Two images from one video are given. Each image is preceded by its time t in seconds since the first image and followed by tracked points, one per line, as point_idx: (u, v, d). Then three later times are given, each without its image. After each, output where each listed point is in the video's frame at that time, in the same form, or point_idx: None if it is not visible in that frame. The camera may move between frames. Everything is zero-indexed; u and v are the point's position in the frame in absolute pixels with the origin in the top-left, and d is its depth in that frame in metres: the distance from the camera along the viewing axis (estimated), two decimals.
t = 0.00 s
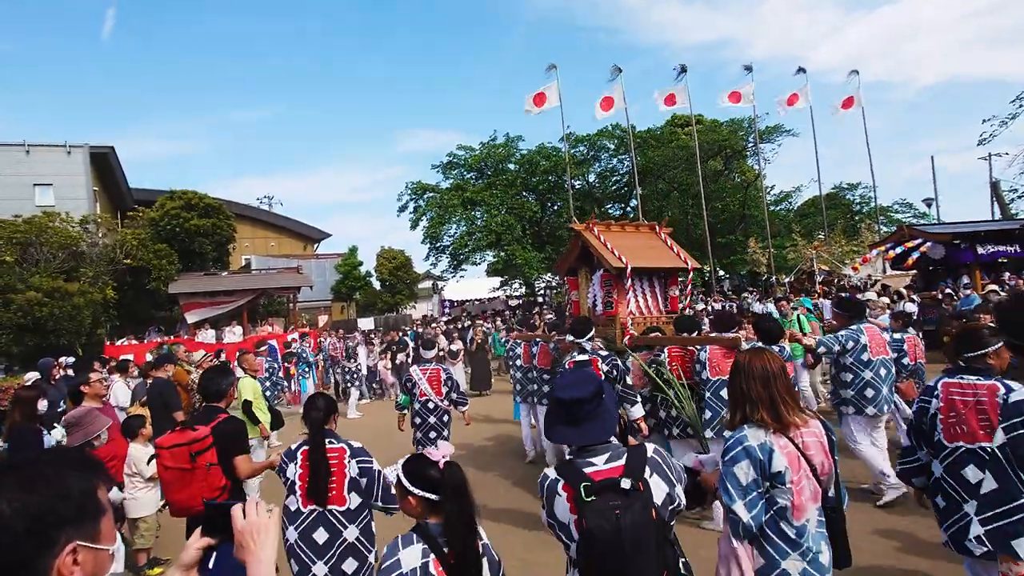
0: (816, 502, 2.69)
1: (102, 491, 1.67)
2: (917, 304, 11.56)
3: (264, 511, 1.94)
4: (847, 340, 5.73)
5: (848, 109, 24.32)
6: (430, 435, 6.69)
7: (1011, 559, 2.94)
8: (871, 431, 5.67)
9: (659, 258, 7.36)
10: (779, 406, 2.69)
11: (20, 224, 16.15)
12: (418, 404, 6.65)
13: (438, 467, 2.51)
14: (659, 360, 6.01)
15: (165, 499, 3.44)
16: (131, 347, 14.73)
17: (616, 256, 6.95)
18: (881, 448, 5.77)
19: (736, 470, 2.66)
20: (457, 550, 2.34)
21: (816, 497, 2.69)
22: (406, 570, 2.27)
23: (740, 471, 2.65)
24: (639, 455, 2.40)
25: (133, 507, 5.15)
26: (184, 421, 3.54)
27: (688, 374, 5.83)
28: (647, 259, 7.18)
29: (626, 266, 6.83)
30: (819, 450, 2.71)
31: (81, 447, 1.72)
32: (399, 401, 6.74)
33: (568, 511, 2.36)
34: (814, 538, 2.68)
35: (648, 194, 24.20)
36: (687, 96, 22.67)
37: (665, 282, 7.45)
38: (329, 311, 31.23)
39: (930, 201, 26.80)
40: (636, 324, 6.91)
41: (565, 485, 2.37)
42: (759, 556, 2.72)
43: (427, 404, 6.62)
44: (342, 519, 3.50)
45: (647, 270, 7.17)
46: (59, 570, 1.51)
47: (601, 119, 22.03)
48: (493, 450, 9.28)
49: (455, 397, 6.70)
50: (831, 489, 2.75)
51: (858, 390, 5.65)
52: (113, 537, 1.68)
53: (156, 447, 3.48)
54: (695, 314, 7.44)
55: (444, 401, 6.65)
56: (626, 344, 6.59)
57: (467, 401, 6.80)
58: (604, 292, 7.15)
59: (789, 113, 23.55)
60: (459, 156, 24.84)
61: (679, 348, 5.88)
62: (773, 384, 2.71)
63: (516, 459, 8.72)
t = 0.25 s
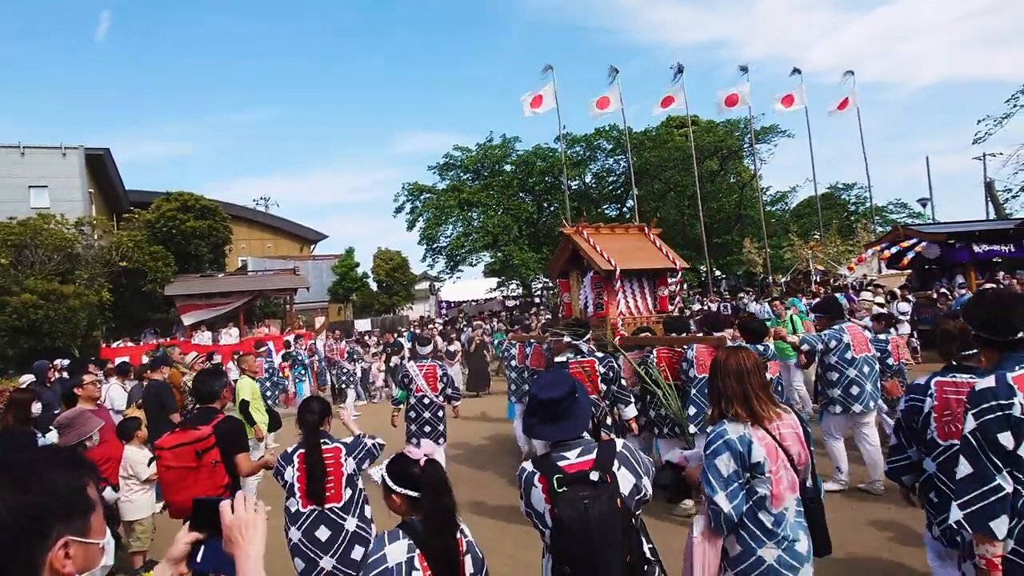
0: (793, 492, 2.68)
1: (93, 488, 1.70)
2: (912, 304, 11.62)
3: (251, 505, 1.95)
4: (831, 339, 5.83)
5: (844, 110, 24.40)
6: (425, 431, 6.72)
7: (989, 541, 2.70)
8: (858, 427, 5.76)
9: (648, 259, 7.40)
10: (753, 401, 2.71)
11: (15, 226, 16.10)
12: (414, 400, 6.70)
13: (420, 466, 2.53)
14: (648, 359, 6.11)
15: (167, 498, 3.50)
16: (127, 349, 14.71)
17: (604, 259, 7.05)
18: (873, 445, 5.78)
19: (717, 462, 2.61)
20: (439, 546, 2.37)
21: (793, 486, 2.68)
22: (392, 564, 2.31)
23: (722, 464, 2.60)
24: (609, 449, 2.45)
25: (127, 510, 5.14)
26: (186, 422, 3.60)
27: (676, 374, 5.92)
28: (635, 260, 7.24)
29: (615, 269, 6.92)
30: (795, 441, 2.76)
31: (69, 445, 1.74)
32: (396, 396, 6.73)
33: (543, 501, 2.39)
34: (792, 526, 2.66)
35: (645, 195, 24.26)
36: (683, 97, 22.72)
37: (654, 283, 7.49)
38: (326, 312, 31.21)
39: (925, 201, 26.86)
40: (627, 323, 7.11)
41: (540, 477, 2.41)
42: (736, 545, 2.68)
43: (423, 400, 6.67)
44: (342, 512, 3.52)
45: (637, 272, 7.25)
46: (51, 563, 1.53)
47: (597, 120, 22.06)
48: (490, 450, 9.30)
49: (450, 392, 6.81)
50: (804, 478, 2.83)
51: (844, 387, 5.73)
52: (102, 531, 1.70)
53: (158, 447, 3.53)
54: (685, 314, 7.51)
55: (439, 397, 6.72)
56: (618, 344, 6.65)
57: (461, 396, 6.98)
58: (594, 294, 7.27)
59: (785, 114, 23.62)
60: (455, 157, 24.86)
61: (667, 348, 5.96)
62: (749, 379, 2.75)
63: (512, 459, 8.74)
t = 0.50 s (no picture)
0: (767, 486, 2.75)
1: (74, 488, 1.77)
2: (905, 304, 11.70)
3: (230, 502, 2.06)
4: (817, 339, 5.92)
5: (837, 111, 24.51)
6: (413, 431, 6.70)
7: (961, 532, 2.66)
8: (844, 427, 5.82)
9: (640, 260, 7.40)
10: (725, 400, 2.81)
11: (8, 228, 16.04)
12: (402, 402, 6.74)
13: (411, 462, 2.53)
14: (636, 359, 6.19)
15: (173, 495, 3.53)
16: (121, 351, 14.68)
17: (596, 261, 7.09)
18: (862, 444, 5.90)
19: (692, 459, 2.73)
20: (431, 540, 2.44)
21: (766, 482, 2.76)
22: (386, 559, 2.38)
23: (697, 460, 2.72)
24: (577, 439, 2.67)
25: (119, 513, 5.14)
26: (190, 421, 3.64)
27: (663, 373, 6.01)
28: (627, 261, 7.26)
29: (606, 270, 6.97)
30: (768, 439, 2.86)
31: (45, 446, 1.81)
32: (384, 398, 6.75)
33: (515, 486, 2.60)
34: (764, 520, 2.73)
35: (640, 196, 24.31)
36: (678, 98, 22.78)
37: (645, 283, 7.50)
38: (321, 313, 31.16)
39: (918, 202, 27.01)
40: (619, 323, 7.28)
41: (512, 463, 2.62)
42: (711, 539, 2.77)
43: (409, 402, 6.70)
44: (338, 497, 3.75)
45: (629, 273, 7.26)
46: (29, 560, 1.60)
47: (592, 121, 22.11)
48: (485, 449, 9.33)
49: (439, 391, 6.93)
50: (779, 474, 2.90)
51: (831, 386, 5.76)
52: (82, 528, 1.78)
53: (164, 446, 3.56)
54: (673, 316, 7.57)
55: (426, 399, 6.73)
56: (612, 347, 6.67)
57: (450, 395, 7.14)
58: (586, 295, 7.37)
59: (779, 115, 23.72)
60: (450, 158, 24.86)
61: (657, 348, 5.99)
62: (730, 379, 2.85)
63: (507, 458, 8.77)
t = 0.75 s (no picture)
0: (727, 484, 2.93)
1: (46, 487, 1.84)
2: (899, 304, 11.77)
3: (206, 501, 2.10)
4: (801, 339, 6.14)
5: (831, 112, 24.63)
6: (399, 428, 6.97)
7: (925, 528, 2.65)
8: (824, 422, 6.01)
9: (629, 261, 7.52)
10: (686, 402, 2.99)
11: None
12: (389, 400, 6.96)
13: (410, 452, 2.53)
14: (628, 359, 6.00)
15: (180, 487, 3.84)
16: (112, 351, 14.60)
17: (587, 262, 7.20)
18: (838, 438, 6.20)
19: (654, 457, 2.95)
20: (430, 527, 2.43)
21: (726, 479, 2.93)
22: (386, 543, 2.39)
23: (659, 458, 2.94)
24: (556, 431, 2.75)
25: (108, 515, 5.11)
26: (195, 418, 3.94)
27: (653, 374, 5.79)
28: (617, 263, 7.37)
29: (596, 271, 7.08)
30: (730, 438, 3.00)
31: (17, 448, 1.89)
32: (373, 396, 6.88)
33: (497, 478, 2.68)
34: (724, 516, 2.91)
35: (635, 196, 24.31)
36: (672, 99, 22.82)
37: (634, 284, 7.65)
38: (316, 314, 31.06)
39: (911, 202, 27.13)
40: (608, 324, 7.31)
41: (494, 455, 2.69)
42: (675, 533, 2.99)
43: (395, 400, 6.93)
44: (330, 490, 3.89)
45: (618, 275, 7.39)
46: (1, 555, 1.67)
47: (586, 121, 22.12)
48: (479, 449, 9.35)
49: (426, 390, 7.05)
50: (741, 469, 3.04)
51: (812, 383, 5.99)
52: (54, 525, 1.84)
53: (171, 440, 3.86)
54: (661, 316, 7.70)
55: (411, 396, 6.94)
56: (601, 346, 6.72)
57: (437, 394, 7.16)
58: (577, 296, 7.45)
59: (773, 116, 23.81)
60: (445, 158, 24.87)
61: (648, 348, 5.80)
62: (696, 382, 3.02)
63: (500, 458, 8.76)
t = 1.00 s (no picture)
0: (689, 475, 3.12)
1: (30, 485, 1.91)
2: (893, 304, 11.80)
3: (189, 502, 2.06)
4: (783, 338, 6.16)
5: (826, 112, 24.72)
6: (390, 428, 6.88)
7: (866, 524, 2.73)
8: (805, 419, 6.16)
9: (619, 262, 7.56)
10: (654, 397, 3.17)
11: None
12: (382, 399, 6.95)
13: (405, 444, 2.61)
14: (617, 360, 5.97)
15: (182, 481, 3.94)
16: (104, 350, 14.51)
17: (578, 262, 7.23)
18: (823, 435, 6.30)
19: (619, 448, 3.15)
20: (423, 515, 2.46)
21: (688, 471, 3.12)
22: (379, 531, 2.44)
23: (623, 450, 3.14)
24: (537, 432, 2.80)
25: (100, 516, 5.05)
26: (199, 413, 4.06)
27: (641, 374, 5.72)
28: (607, 264, 7.40)
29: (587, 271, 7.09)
30: (694, 433, 3.17)
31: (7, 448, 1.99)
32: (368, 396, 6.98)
33: (480, 475, 2.72)
34: (685, 505, 3.10)
35: (631, 196, 24.29)
36: (667, 99, 22.84)
37: (624, 285, 7.67)
38: (310, 313, 30.93)
39: (904, 203, 27.25)
40: (597, 323, 7.32)
41: (478, 454, 2.75)
42: (638, 520, 3.19)
43: (388, 399, 6.92)
44: (325, 487, 3.93)
45: (609, 275, 7.41)
46: None
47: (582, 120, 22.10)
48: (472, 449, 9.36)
49: (418, 389, 6.99)
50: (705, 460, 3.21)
51: (795, 381, 6.09)
52: (39, 521, 1.92)
53: (176, 434, 3.96)
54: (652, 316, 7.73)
55: (404, 395, 6.92)
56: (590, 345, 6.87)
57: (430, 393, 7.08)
58: (567, 295, 7.46)
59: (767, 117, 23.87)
60: (440, 158, 24.82)
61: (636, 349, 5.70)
62: (663, 378, 3.19)
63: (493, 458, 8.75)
